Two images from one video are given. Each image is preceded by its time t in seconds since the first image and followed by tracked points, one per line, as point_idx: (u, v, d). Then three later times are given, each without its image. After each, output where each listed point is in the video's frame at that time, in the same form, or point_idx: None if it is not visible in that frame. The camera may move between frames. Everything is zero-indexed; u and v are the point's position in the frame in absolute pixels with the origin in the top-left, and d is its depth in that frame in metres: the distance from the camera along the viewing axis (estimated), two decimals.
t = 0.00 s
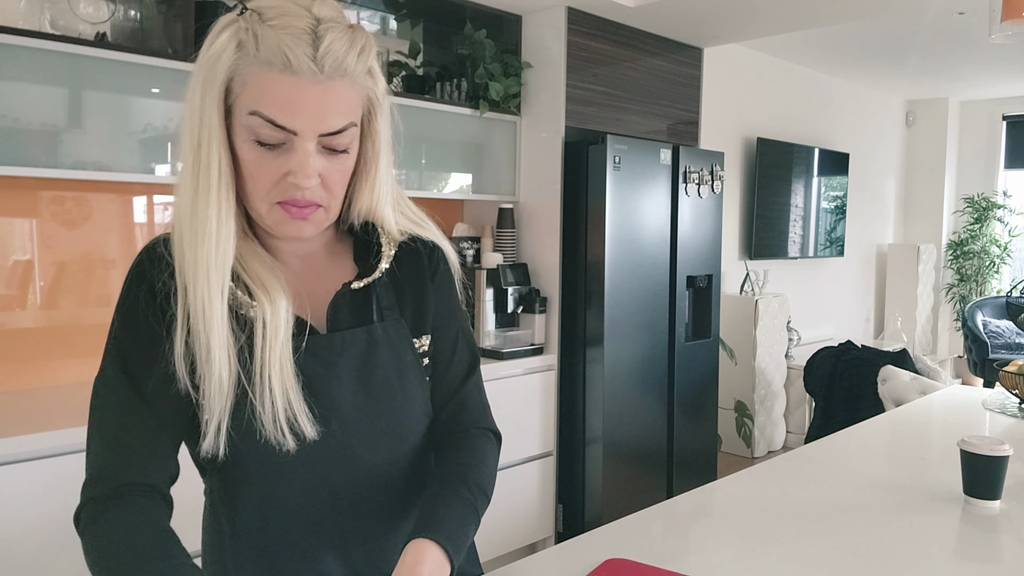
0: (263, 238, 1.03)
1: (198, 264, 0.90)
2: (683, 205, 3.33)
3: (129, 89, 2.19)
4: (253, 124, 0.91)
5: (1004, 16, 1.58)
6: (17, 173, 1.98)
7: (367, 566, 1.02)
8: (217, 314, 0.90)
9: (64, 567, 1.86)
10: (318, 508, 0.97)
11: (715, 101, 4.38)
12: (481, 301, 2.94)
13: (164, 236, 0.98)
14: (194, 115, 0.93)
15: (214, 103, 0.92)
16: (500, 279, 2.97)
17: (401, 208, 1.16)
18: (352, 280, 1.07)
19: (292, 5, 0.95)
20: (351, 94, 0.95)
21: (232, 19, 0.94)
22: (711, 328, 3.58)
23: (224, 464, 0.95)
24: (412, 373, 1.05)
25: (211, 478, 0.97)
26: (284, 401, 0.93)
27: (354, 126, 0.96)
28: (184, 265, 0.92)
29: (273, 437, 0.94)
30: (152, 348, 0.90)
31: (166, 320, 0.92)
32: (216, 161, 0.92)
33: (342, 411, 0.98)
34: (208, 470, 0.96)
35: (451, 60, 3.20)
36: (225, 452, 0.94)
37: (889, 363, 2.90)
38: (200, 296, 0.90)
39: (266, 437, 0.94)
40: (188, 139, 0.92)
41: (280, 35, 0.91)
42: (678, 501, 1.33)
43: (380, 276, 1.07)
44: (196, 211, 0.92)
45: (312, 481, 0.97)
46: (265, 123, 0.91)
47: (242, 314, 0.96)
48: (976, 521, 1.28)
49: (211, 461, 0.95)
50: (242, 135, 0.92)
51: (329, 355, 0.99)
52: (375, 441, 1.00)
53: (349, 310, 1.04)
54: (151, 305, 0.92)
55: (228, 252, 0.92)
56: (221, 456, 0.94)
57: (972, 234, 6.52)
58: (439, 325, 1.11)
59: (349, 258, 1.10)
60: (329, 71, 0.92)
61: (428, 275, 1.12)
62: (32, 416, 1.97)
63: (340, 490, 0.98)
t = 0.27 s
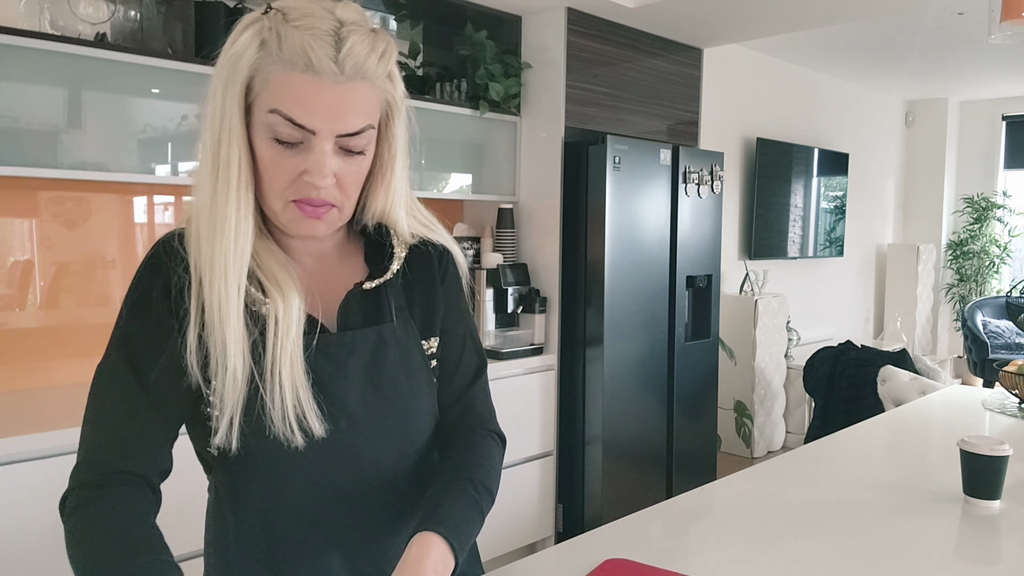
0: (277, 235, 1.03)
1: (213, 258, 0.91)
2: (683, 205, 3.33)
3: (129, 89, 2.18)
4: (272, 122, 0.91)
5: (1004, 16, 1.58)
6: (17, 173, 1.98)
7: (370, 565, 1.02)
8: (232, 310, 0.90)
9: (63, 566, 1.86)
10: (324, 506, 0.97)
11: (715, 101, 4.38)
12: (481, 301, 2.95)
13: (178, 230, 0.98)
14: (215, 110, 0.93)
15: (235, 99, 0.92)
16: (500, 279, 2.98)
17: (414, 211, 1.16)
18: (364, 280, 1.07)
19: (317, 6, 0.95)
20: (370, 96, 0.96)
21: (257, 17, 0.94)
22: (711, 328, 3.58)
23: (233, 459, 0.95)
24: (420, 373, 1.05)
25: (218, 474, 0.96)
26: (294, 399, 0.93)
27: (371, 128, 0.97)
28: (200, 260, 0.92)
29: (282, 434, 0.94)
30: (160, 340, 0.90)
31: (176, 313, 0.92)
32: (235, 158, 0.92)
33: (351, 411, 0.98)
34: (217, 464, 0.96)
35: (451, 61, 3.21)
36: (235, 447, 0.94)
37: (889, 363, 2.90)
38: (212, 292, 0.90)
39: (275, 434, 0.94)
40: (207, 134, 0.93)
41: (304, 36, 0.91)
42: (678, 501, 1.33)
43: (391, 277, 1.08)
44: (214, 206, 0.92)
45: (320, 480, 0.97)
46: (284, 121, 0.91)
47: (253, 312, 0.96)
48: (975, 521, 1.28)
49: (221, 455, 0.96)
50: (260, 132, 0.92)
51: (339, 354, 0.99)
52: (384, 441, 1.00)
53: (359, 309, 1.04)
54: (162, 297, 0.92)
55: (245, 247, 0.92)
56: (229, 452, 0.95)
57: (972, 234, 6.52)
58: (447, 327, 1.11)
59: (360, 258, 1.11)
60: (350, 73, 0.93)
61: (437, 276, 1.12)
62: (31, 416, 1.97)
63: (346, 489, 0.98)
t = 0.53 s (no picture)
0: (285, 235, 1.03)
1: (223, 258, 0.90)
2: (683, 205, 3.33)
3: (129, 89, 2.18)
4: (282, 122, 0.91)
5: (1004, 16, 1.58)
6: (16, 173, 1.98)
7: (371, 566, 1.02)
8: (245, 312, 0.91)
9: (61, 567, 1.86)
10: (331, 505, 0.97)
11: (715, 101, 4.38)
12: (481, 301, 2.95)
13: (186, 229, 0.99)
14: (227, 110, 0.93)
15: (247, 99, 0.92)
16: (500, 279, 2.98)
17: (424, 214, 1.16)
18: (372, 282, 1.07)
19: (333, 9, 0.95)
20: (381, 100, 0.95)
21: (273, 17, 0.94)
22: (711, 328, 3.58)
23: (238, 460, 0.94)
24: (428, 374, 1.05)
25: (223, 475, 0.96)
26: (304, 400, 0.93)
27: (382, 132, 0.96)
28: (209, 260, 0.92)
29: (291, 436, 0.94)
30: (160, 342, 0.90)
31: (180, 316, 0.92)
32: (245, 158, 0.92)
33: (359, 412, 0.98)
34: (221, 466, 0.96)
35: (451, 61, 3.21)
36: (241, 449, 0.94)
37: (889, 363, 2.90)
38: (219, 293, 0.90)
39: (284, 435, 0.94)
40: (219, 134, 0.93)
41: (317, 37, 0.91)
42: (679, 501, 1.33)
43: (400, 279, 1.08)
44: (224, 206, 0.92)
45: (328, 481, 0.97)
46: (294, 122, 0.91)
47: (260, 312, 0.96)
48: (976, 521, 1.27)
49: (226, 457, 0.95)
50: (270, 133, 0.92)
51: (347, 354, 0.99)
52: (391, 442, 1.00)
53: (368, 309, 1.04)
54: (166, 299, 0.92)
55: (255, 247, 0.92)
56: (233, 455, 0.94)
57: (972, 234, 6.52)
58: (455, 329, 1.12)
59: (368, 259, 1.11)
60: (361, 76, 0.92)
61: (444, 277, 1.12)
62: (30, 417, 1.97)
63: (353, 490, 0.98)
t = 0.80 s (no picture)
0: (279, 240, 1.03)
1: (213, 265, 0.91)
2: (683, 205, 3.33)
3: (129, 89, 2.18)
4: (265, 126, 0.91)
5: (1004, 16, 1.58)
6: (15, 173, 1.98)
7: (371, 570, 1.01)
8: (234, 318, 0.91)
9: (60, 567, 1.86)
10: (330, 511, 0.97)
11: (715, 101, 4.38)
12: (481, 301, 2.95)
13: (179, 233, 0.99)
14: (213, 114, 0.93)
15: (230, 104, 0.92)
16: (500, 279, 2.98)
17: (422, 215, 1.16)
18: (369, 286, 1.07)
19: (314, 8, 0.94)
20: (366, 100, 0.94)
21: (254, 20, 0.94)
22: (711, 328, 3.57)
23: (235, 468, 0.95)
24: (427, 378, 1.05)
25: (221, 482, 0.96)
26: (300, 406, 0.93)
27: (368, 132, 0.96)
28: (199, 266, 0.92)
29: (288, 443, 0.94)
30: (156, 349, 0.90)
31: (173, 323, 0.92)
32: (230, 164, 0.92)
33: (357, 416, 0.98)
34: (218, 473, 0.96)
35: (450, 61, 3.21)
36: (237, 456, 0.93)
37: (889, 363, 2.90)
38: (213, 300, 0.90)
39: (280, 442, 0.94)
40: (206, 140, 0.93)
41: (297, 39, 0.91)
42: (679, 501, 1.32)
43: (397, 283, 1.07)
44: (211, 212, 0.92)
45: (327, 487, 0.97)
46: (276, 126, 0.91)
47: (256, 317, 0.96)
48: (976, 521, 1.27)
49: (223, 464, 0.95)
50: (254, 137, 0.92)
51: (344, 358, 0.99)
52: (389, 446, 1.00)
53: (365, 313, 1.04)
54: (159, 306, 0.92)
55: (244, 252, 0.93)
56: (229, 462, 0.94)
57: (972, 234, 6.52)
58: (455, 332, 1.11)
59: (365, 262, 1.11)
60: (343, 76, 0.92)
61: (443, 279, 1.12)
62: (29, 417, 1.97)
63: (351, 497, 0.98)
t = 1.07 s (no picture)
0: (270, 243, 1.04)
1: (199, 272, 0.91)
2: (683, 205, 3.33)
3: (129, 89, 2.18)
4: (244, 133, 0.91)
5: (1004, 16, 1.58)
6: (16, 173, 1.98)
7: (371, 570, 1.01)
8: (216, 327, 0.91)
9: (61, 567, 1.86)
10: (326, 513, 0.97)
11: (715, 101, 4.38)
12: (481, 301, 2.95)
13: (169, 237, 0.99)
14: (194, 122, 0.93)
15: (209, 112, 0.92)
16: (500, 279, 2.98)
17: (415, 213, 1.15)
18: (362, 287, 1.07)
19: (289, 8, 0.94)
20: (346, 101, 0.94)
21: (229, 25, 0.93)
22: (711, 328, 3.58)
23: (228, 473, 0.95)
24: (422, 379, 1.05)
25: (216, 487, 0.96)
26: (293, 412, 0.93)
27: (351, 134, 0.95)
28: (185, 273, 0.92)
29: (282, 448, 0.94)
30: (149, 356, 0.90)
31: (165, 329, 0.92)
32: (213, 171, 0.92)
33: (352, 419, 0.98)
34: (212, 478, 0.96)
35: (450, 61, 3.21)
36: (228, 461, 0.94)
37: (889, 363, 2.90)
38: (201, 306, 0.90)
39: (274, 446, 0.94)
40: (188, 148, 0.93)
41: (271, 42, 0.90)
42: (679, 501, 1.33)
43: (390, 283, 1.08)
44: (196, 220, 0.93)
45: (322, 490, 0.97)
46: (255, 132, 0.90)
47: (249, 319, 0.97)
48: (976, 521, 1.27)
49: (215, 470, 0.95)
50: (235, 144, 0.92)
51: (338, 361, 0.99)
52: (384, 448, 1.00)
53: (359, 315, 1.04)
54: (150, 313, 0.92)
55: (228, 257, 0.94)
56: (221, 468, 0.95)
57: (972, 234, 6.52)
58: (451, 333, 1.11)
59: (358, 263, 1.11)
60: (320, 78, 0.91)
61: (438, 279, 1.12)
62: (30, 416, 1.97)
63: (346, 500, 0.98)
